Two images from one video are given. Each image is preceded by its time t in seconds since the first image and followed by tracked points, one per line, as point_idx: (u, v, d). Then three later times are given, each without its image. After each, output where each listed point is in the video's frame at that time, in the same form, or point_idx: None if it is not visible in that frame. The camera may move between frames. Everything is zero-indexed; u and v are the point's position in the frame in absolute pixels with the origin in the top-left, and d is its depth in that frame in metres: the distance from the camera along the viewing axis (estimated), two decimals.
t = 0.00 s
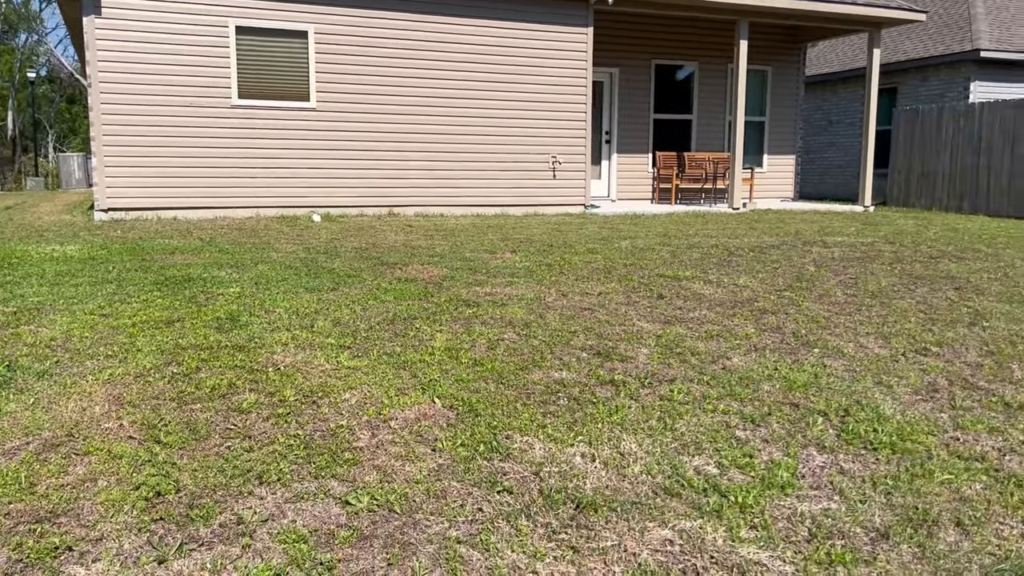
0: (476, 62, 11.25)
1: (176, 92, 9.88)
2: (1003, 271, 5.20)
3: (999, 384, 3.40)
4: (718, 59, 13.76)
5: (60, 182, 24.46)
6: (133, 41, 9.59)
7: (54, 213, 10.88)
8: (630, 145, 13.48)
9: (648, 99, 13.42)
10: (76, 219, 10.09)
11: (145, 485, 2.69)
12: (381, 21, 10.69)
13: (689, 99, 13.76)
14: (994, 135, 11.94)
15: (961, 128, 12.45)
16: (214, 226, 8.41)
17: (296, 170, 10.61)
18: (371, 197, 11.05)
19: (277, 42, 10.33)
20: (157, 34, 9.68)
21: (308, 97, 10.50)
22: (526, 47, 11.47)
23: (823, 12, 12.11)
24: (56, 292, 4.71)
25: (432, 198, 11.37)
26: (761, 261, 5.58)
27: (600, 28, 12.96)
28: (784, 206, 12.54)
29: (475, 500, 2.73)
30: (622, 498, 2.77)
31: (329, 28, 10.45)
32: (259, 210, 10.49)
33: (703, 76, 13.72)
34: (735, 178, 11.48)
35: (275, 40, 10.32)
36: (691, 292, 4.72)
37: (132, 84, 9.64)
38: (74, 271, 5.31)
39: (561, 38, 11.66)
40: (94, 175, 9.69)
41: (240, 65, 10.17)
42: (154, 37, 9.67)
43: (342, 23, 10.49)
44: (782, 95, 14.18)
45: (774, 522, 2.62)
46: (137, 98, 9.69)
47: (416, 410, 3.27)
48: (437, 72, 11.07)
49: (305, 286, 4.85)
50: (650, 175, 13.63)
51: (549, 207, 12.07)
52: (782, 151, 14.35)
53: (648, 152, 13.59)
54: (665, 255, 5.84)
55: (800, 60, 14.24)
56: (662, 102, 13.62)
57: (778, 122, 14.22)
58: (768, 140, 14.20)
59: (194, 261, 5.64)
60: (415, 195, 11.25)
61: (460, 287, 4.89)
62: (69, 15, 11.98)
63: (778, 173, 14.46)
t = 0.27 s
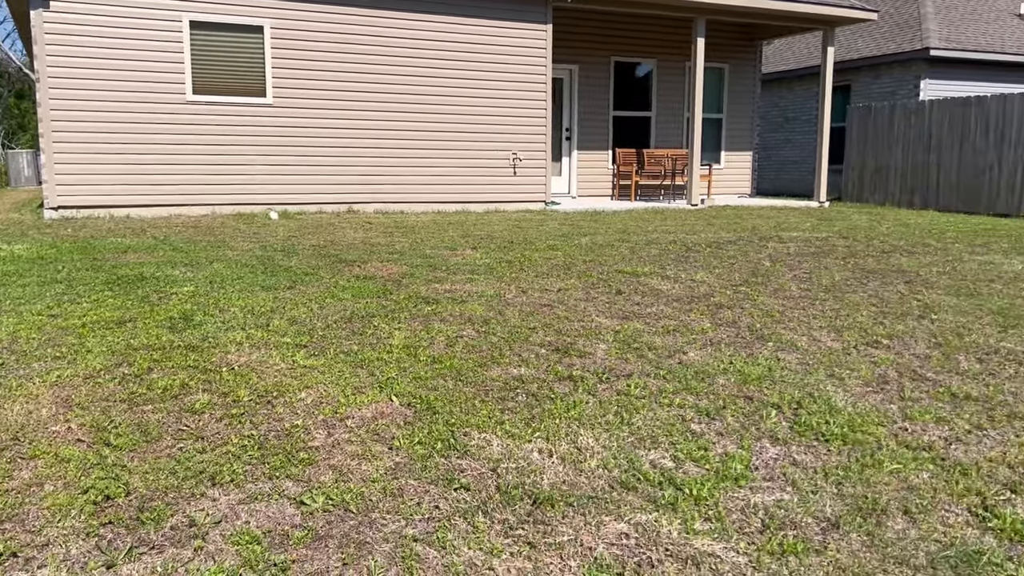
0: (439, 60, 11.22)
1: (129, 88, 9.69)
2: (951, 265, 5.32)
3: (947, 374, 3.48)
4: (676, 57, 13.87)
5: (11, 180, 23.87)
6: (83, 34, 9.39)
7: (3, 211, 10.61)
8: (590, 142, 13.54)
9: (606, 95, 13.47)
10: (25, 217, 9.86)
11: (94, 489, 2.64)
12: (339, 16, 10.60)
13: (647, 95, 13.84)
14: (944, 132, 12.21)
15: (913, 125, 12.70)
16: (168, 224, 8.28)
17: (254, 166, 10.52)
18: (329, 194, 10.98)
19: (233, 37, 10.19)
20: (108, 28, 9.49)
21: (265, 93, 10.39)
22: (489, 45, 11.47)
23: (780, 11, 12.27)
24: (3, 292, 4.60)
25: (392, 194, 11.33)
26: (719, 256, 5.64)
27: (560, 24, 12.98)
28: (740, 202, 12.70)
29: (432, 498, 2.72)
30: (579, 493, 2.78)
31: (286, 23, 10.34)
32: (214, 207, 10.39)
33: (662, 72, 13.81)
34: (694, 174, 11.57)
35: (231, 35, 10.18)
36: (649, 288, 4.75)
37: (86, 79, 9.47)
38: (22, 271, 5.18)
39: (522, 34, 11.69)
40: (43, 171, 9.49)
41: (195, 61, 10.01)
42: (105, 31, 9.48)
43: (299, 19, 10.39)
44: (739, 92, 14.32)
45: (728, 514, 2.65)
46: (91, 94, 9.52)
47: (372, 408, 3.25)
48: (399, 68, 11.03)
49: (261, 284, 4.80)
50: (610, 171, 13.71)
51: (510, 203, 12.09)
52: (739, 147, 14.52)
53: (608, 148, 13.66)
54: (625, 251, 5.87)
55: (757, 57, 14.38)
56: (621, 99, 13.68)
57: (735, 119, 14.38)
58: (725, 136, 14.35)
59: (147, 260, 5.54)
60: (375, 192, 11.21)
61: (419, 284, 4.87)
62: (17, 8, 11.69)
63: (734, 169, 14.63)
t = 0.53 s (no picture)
0: (399, 58, 11.19)
1: (76, 82, 9.47)
2: (899, 258, 5.43)
3: (895, 365, 3.55)
4: (632, 54, 13.91)
5: None
6: (26, 27, 9.15)
7: None
8: (548, 138, 13.56)
9: (562, 92, 13.49)
10: None
11: (36, 494, 2.56)
12: (292, 12, 10.49)
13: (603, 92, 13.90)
14: (894, 129, 12.43)
15: (863, 122, 12.89)
16: (117, 221, 8.12)
17: (207, 162, 10.40)
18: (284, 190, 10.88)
19: (184, 31, 10.01)
20: (53, 21, 9.26)
21: (218, 88, 10.25)
22: (450, 44, 11.46)
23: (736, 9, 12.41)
24: None
25: (348, 191, 11.25)
26: (674, 252, 5.69)
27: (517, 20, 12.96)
28: (696, 198, 12.81)
29: (386, 497, 2.69)
30: (533, 489, 2.77)
31: (237, 18, 10.19)
32: (166, 205, 10.22)
33: (618, 68, 13.85)
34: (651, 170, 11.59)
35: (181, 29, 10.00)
36: (605, 284, 4.77)
37: (32, 74, 9.25)
38: None
39: (481, 31, 11.68)
40: None
41: (144, 55, 9.82)
42: (50, 24, 9.24)
43: (252, 14, 10.25)
44: (694, 89, 14.40)
45: (681, 506, 2.67)
46: (36, 89, 9.29)
47: (326, 407, 3.21)
48: (357, 64, 10.96)
49: (213, 283, 4.72)
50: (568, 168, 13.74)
51: (468, 200, 12.06)
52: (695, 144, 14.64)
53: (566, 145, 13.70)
54: (582, 247, 5.89)
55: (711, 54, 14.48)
56: (579, 95, 13.71)
57: (691, 116, 14.50)
58: (681, 132, 14.48)
59: (96, 258, 5.42)
60: (331, 188, 11.14)
61: (376, 281, 4.83)
62: None
63: (690, 165, 14.75)
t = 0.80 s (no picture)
0: (353, 55, 11.10)
1: (9, 75, 9.20)
2: (843, 252, 5.54)
3: (838, 357, 3.62)
4: (583, 50, 13.92)
5: None
6: None
7: None
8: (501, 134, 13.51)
9: (513, 88, 13.45)
10: None
11: None
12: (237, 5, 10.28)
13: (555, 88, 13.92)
14: (837, 126, 12.65)
15: (808, 119, 13.11)
16: (55, 220, 7.89)
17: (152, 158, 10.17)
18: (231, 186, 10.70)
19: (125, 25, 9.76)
20: None
21: (160, 83, 10.03)
22: (405, 41, 11.40)
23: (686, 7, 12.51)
24: None
25: (297, 187, 11.11)
26: (625, 247, 5.73)
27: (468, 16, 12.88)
28: (645, 194, 12.90)
29: (332, 496, 2.66)
30: (483, 485, 2.76)
31: (180, 11, 9.97)
32: (107, 202, 9.95)
33: (569, 64, 13.86)
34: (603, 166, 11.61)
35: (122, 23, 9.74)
36: (557, 279, 4.78)
37: None
38: None
39: (434, 26, 11.57)
40: None
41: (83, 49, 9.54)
42: None
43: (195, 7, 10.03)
44: (644, 86, 14.46)
45: (630, 499, 2.68)
46: None
47: (271, 407, 3.17)
48: (307, 59, 10.82)
49: (155, 281, 4.61)
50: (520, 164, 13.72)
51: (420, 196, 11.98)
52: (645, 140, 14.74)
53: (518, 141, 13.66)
54: (533, 243, 5.89)
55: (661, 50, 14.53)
56: (530, 92, 13.70)
57: (641, 112, 14.58)
58: (632, 128, 14.55)
59: (32, 258, 5.25)
60: (279, 184, 10.98)
61: (324, 278, 4.77)
62: None
63: (640, 161, 14.85)
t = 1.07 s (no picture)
0: (313, 51, 10.99)
1: None
2: (796, 248, 5.63)
3: (790, 351, 3.68)
4: (539, 48, 13.92)
5: None
6: None
7: None
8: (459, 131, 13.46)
9: (471, 83, 13.37)
10: None
11: None
12: None
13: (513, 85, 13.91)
14: (791, 124, 12.81)
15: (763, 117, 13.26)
16: None
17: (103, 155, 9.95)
18: (185, 183, 10.53)
19: (74, 19, 9.53)
20: None
21: (111, 78, 9.81)
22: (364, 37, 11.32)
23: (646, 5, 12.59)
24: None
25: (253, 184, 10.98)
26: (583, 244, 5.75)
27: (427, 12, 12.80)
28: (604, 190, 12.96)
29: (286, 498, 2.63)
30: (439, 484, 2.75)
31: (130, 5, 9.76)
32: (56, 200, 9.73)
33: (527, 61, 13.88)
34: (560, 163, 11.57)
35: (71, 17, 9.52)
36: (515, 276, 4.79)
37: None
38: None
39: (391, 22, 11.51)
40: None
41: (30, 43, 9.31)
42: None
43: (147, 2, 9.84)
44: (602, 83, 14.52)
45: (585, 495, 2.70)
46: None
47: (224, 408, 3.13)
48: (263, 54, 10.68)
49: (105, 281, 4.52)
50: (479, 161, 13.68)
51: (377, 192, 11.92)
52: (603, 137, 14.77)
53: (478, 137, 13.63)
54: (492, 240, 5.89)
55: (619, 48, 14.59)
56: (489, 88, 13.64)
57: (599, 109, 14.60)
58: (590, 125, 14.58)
59: None
60: (234, 181, 10.84)
61: (279, 277, 4.72)
62: None
63: (599, 158, 14.86)
